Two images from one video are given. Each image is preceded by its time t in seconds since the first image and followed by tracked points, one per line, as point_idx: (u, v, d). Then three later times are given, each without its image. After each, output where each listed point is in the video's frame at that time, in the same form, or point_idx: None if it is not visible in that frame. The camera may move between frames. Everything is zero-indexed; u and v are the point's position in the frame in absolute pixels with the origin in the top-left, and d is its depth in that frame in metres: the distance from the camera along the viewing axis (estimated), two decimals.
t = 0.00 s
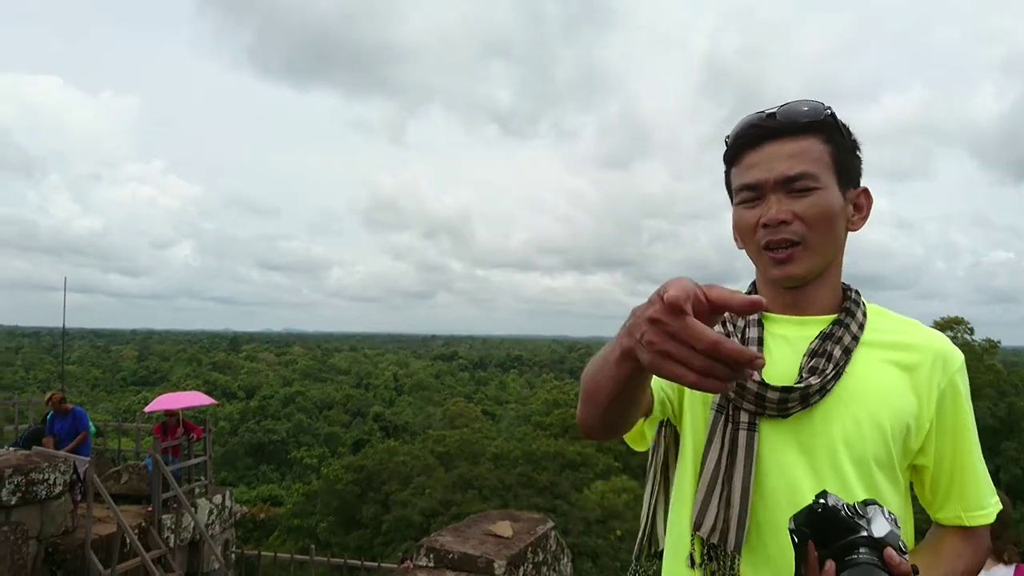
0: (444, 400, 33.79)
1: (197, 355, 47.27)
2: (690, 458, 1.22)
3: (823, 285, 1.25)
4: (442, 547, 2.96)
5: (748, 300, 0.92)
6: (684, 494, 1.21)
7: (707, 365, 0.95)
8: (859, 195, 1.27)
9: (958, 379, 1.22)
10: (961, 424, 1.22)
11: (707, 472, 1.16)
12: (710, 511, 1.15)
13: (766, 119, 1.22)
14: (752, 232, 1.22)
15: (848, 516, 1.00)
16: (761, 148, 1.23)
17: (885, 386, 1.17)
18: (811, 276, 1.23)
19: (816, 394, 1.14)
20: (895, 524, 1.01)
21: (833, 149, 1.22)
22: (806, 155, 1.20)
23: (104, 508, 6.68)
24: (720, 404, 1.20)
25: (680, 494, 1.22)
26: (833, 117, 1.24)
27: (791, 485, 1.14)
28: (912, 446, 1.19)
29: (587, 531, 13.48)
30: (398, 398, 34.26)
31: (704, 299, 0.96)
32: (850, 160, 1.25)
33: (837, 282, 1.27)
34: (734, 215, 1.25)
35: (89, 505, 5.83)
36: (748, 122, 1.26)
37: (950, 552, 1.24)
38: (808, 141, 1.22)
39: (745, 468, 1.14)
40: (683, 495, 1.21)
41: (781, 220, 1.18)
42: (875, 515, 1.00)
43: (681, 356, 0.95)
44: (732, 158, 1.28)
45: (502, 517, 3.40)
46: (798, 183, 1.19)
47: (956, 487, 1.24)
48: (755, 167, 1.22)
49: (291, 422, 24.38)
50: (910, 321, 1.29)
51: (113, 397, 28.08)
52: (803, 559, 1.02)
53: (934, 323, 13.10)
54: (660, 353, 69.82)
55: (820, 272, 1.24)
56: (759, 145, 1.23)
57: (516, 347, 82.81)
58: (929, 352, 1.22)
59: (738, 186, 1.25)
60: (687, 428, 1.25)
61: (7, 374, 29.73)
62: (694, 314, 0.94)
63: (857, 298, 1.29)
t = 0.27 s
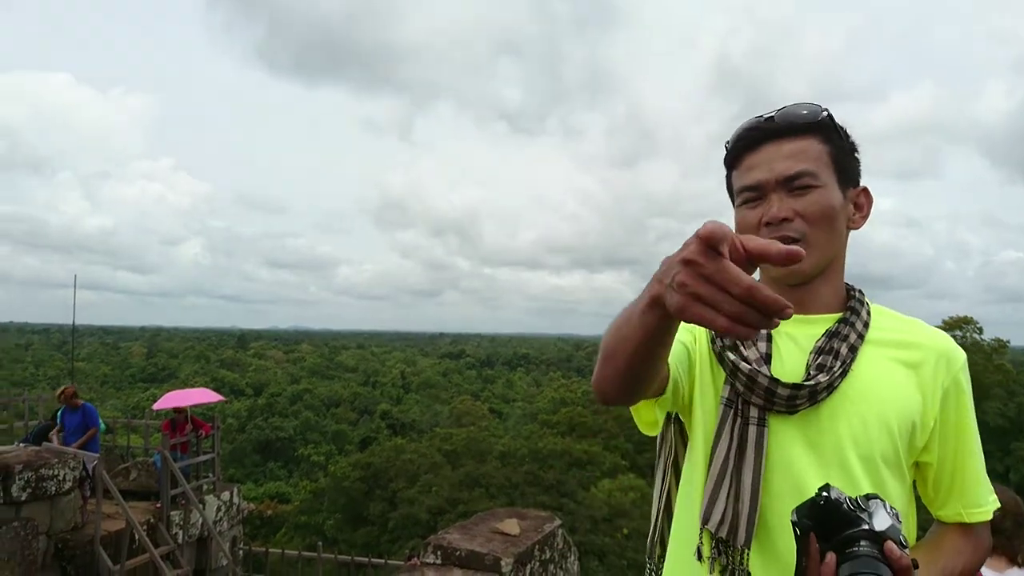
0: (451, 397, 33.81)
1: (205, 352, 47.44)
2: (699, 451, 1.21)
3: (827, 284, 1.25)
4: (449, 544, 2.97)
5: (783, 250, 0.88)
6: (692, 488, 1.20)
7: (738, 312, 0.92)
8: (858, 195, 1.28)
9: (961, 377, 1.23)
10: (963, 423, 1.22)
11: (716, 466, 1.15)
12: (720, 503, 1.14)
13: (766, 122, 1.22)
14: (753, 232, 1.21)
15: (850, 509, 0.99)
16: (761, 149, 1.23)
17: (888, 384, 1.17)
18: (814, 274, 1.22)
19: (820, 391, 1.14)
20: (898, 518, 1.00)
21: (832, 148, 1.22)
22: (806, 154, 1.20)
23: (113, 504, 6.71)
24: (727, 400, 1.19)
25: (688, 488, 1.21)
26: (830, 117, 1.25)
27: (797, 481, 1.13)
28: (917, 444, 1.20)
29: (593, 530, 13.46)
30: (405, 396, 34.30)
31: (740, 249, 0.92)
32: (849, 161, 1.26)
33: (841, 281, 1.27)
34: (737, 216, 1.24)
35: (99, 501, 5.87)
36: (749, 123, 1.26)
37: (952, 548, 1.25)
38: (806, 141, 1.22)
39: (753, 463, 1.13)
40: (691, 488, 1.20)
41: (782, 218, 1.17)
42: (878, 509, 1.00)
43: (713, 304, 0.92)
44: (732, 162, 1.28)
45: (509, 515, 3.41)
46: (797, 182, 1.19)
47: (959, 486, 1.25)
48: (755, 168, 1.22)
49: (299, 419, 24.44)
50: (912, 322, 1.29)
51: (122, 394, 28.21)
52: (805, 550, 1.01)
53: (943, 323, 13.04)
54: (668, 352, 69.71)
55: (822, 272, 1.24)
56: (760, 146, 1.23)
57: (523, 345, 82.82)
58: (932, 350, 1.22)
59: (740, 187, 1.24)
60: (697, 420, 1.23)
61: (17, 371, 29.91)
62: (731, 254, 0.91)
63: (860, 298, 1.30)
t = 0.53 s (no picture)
0: (458, 394, 33.83)
1: (213, 348, 47.59)
2: (708, 445, 1.20)
3: (834, 280, 1.25)
4: (456, 540, 2.97)
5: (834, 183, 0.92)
6: (701, 482, 1.20)
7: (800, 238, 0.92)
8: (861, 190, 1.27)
9: (968, 372, 1.23)
10: (969, 418, 1.22)
11: (724, 462, 1.15)
12: (726, 498, 1.14)
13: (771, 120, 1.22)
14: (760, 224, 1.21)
15: (854, 505, 0.99)
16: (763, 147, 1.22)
17: (895, 380, 1.17)
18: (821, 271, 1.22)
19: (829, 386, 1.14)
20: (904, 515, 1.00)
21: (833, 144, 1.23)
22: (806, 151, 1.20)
23: (122, 500, 6.75)
24: (738, 395, 1.18)
25: (698, 477, 1.20)
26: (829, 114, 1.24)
27: (802, 477, 1.13)
28: (924, 441, 1.20)
29: (600, 526, 13.46)
30: (412, 393, 34.35)
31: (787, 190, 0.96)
32: (850, 156, 1.26)
33: (847, 278, 1.27)
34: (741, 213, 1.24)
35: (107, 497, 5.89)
36: (750, 122, 1.25)
37: (959, 544, 1.25)
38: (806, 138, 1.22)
39: (762, 459, 1.13)
40: (700, 482, 1.20)
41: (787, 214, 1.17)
42: (884, 505, 1.00)
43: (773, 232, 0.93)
44: (735, 161, 1.27)
45: (516, 512, 3.41)
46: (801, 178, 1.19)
47: (967, 482, 1.25)
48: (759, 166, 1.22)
49: (306, 416, 24.50)
50: (919, 317, 1.29)
51: (131, 390, 28.33)
52: (808, 546, 1.01)
53: (950, 321, 13.00)
54: (674, 349, 69.61)
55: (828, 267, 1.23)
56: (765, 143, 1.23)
57: (530, 342, 82.84)
58: (938, 346, 1.23)
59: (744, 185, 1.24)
60: (709, 411, 1.22)
61: (26, 367, 30.08)
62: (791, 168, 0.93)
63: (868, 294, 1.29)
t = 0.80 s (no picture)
0: (464, 391, 33.87)
1: (219, 346, 47.69)
2: (716, 442, 1.20)
3: (842, 276, 1.24)
4: (462, 537, 2.97)
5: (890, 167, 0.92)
6: (709, 479, 1.19)
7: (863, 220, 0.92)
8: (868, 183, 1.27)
9: (975, 369, 1.23)
10: (977, 415, 1.22)
11: (733, 458, 1.14)
12: (736, 494, 1.13)
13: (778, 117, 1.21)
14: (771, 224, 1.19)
15: (866, 503, 0.99)
16: (768, 146, 1.22)
17: (903, 376, 1.17)
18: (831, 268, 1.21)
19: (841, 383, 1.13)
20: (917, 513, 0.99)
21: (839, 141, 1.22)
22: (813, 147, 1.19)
23: (130, 496, 6.78)
24: (747, 391, 1.17)
25: (707, 472, 1.20)
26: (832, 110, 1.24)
27: (808, 475, 1.13)
28: (931, 437, 1.20)
29: (606, 523, 13.48)
30: (418, 390, 34.40)
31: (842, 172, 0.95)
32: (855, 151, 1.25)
33: (855, 275, 1.26)
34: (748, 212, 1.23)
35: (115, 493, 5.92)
36: (756, 120, 1.24)
37: (966, 539, 1.25)
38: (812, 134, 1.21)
39: (770, 456, 1.12)
40: (708, 478, 1.20)
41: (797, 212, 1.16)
42: (893, 503, 0.99)
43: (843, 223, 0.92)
44: (741, 159, 1.27)
45: (522, 508, 3.41)
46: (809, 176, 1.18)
47: (975, 478, 1.25)
48: (766, 163, 1.21)
49: (312, 412, 24.56)
50: (925, 312, 1.29)
51: (138, 387, 28.42)
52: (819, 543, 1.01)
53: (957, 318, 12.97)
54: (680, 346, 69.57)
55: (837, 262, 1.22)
56: (773, 141, 1.22)
57: (536, 339, 82.89)
58: (946, 341, 1.22)
59: (752, 183, 1.23)
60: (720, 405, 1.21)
61: (34, 364, 30.21)
62: (862, 149, 0.90)
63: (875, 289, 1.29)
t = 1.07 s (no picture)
0: (469, 388, 33.91)
1: (226, 343, 47.82)
2: (728, 436, 1.20)
3: (852, 271, 1.24)
4: (469, 533, 2.98)
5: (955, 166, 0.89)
6: (721, 473, 1.19)
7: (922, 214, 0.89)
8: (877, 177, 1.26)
9: (986, 365, 1.22)
10: (990, 410, 1.22)
11: (745, 451, 1.14)
12: (747, 487, 1.13)
13: (786, 113, 1.21)
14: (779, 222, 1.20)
15: (881, 500, 0.98)
16: (775, 141, 1.21)
17: (916, 372, 1.16)
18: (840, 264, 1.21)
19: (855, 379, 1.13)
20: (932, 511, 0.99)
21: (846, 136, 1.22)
22: (822, 142, 1.19)
23: (137, 492, 6.81)
24: (760, 385, 1.17)
25: (720, 466, 1.20)
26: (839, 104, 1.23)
27: (820, 471, 1.13)
28: (942, 434, 1.19)
29: (612, 519, 13.49)
30: (424, 387, 34.45)
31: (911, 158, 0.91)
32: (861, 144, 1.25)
33: (865, 271, 1.26)
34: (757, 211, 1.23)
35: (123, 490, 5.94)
36: (762, 115, 1.24)
37: (978, 536, 1.25)
38: (819, 128, 1.21)
39: (783, 451, 1.12)
40: (720, 472, 1.20)
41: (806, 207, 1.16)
42: (909, 500, 0.99)
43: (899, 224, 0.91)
44: (748, 155, 1.26)
45: (529, 505, 3.41)
46: (817, 172, 1.18)
47: (988, 475, 1.24)
48: (773, 161, 1.21)
49: (318, 409, 24.63)
50: (935, 307, 1.29)
51: (145, 384, 28.53)
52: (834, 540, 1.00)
53: (965, 314, 12.93)
54: (686, 343, 69.56)
55: (845, 259, 1.22)
56: (781, 136, 1.21)
57: (541, 336, 82.92)
58: (958, 337, 1.22)
59: (760, 180, 1.23)
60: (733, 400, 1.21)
61: (42, 361, 30.33)
62: (935, 149, 0.88)
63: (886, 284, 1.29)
